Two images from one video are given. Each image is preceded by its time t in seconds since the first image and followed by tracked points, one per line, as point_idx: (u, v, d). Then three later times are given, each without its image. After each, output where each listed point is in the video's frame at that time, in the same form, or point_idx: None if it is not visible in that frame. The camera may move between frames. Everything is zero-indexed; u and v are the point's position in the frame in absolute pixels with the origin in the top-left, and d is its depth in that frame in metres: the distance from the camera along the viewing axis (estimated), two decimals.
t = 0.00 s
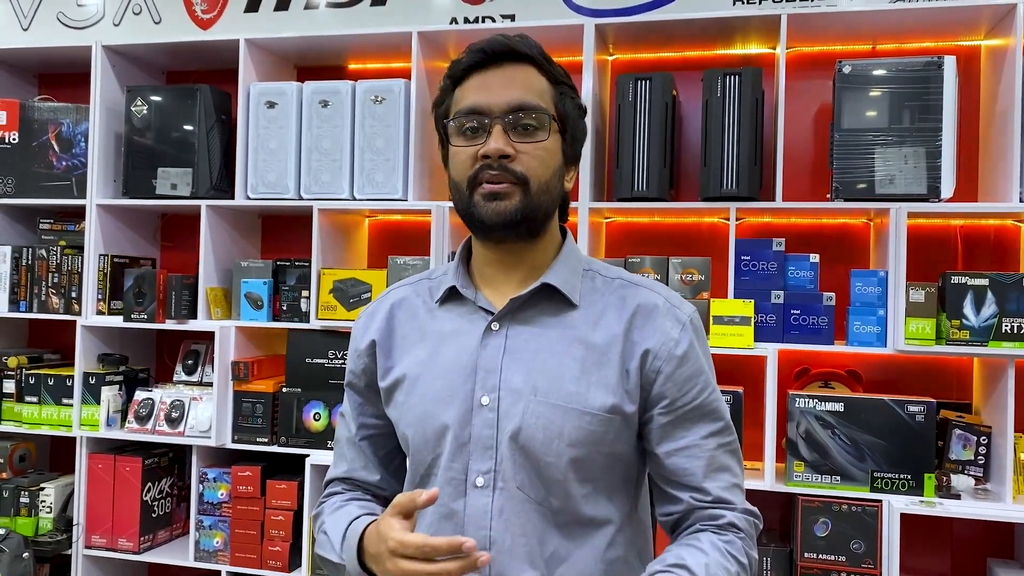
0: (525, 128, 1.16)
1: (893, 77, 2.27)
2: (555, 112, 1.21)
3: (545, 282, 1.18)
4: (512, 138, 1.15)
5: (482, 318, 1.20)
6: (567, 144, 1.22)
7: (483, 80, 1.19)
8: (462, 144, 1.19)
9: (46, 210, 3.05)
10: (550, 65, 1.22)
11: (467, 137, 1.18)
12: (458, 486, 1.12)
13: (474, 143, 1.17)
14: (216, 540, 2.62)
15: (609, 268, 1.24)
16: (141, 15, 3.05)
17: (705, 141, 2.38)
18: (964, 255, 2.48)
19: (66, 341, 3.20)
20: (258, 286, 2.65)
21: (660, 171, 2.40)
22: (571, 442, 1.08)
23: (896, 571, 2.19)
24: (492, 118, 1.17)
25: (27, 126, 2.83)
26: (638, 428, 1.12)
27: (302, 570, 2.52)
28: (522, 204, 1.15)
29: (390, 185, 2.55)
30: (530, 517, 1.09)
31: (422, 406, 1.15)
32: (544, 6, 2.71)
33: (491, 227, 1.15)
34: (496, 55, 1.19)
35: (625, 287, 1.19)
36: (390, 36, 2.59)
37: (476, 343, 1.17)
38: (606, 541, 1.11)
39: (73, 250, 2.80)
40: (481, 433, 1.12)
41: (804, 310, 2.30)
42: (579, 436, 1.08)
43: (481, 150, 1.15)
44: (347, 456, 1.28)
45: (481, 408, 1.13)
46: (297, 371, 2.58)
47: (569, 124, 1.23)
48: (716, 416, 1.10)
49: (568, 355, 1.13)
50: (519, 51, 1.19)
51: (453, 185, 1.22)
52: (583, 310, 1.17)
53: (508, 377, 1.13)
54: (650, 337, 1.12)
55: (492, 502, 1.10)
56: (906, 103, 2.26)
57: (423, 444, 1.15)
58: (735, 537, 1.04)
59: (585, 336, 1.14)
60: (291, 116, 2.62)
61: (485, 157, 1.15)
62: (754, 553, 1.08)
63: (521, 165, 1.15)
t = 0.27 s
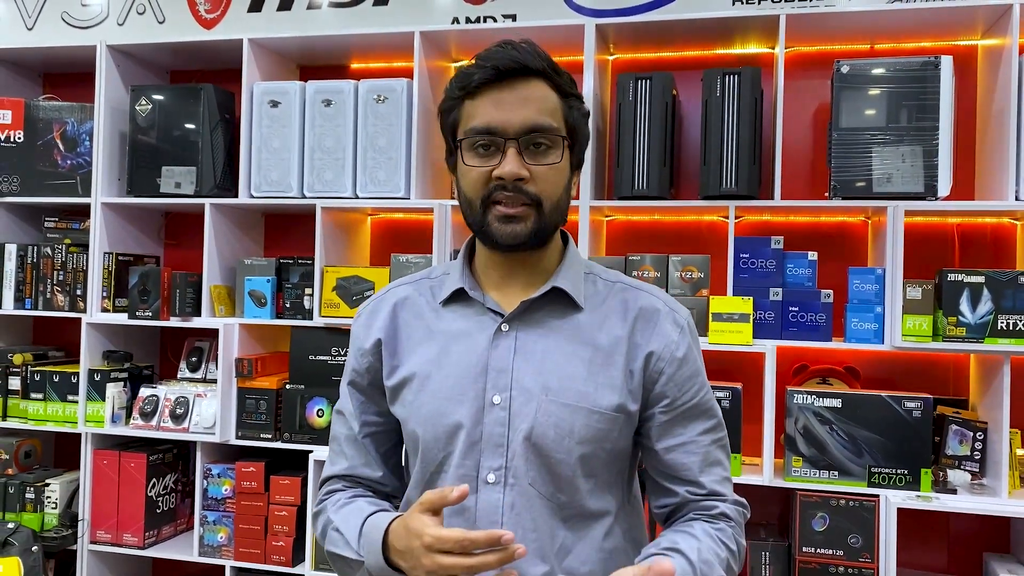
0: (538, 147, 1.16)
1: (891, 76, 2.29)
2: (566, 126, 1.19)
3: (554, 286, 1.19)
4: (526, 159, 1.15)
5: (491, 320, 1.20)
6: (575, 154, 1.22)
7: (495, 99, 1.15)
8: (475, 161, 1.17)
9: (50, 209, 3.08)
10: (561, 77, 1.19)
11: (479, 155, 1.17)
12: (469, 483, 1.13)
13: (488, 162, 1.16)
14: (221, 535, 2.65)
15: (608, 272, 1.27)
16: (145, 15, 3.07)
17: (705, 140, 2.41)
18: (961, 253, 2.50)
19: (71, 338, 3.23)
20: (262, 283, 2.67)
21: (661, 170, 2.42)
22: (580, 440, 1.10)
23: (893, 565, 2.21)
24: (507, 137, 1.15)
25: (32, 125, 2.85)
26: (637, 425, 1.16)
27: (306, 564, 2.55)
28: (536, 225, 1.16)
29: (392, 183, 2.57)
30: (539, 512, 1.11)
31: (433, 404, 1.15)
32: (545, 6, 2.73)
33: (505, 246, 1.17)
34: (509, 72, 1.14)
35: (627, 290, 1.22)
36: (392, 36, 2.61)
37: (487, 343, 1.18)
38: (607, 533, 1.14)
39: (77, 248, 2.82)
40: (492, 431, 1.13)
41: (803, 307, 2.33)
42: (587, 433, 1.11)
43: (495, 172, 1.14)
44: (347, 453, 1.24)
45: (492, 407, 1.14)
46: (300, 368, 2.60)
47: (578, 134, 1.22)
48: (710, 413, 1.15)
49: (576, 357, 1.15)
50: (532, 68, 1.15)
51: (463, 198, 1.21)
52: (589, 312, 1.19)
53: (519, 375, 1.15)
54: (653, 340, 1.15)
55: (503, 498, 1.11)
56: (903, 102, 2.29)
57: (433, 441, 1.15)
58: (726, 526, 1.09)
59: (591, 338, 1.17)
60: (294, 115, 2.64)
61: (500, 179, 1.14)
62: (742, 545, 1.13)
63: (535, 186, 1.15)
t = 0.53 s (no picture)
0: (552, 140, 1.18)
1: (888, 74, 2.31)
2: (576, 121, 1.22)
3: (556, 278, 1.22)
4: (541, 150, 1.17)
5: (493, 311, 1.22)
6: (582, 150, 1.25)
7: (512, 89, 1.17)
8: (489, 149, 1.18)
9: (52, 206, 3.09)
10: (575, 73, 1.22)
11: (493, 144, 1.18)
12: (473, 472, 1.15)
13: (503, 151, 1.17)
14: (222, 530, 2.67)
15: (600, 265, 1.30)
16: (145, 13, 3.08)
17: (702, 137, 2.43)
18: (956, 249, 2.53)
19: (72, 335, 3.24)
20: (263, 280, 2.69)
21: (659, 167, 2.44)
22: (583, 428, 1.14)
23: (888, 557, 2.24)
24: (523, 127, 1.16)
25: (34, 123, 2.87)
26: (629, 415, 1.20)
27: (308, 558, 2.57)
28: (546, 217, 1.18)
29: (393, 181, 2.59)
30: (543, 499, 1.14)
31: (437, 394, 1.16)
32: (544, 5, 2.75)
33: (514, 236, 1.18)
34: (527, 64, 1.16)
35: (623, 283, 1.26)
36: (392, 34, 2.63)
37: (490, 334, 1.20)
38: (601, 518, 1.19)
39: (79, 245, 2.84)
40: (497, 420, 1.15)
41: (799, 303, 2.34)
42: (590, 422, 1.14)
43: (510, 161, 1.15)
44: (340, 442, 1.21)
45: (497, 396, 1.16)
46: (301, 364, 2.62)
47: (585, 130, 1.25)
48: (697, 404, 1.20)
49: (577, 347, 1.18)
50: (549, 62, 1.17)
51: (472, 186, 1.21)
52: (588, 303, 1.22)
53: (524, 366, 1.17)
54: (648, 331, 1.20)
55: (508, 486, 1.14)
56: (899, 101, 2.31)
57: (436, 429, 1.16)
58: (702, 514, 1.15)
59: (591, 328, 1.20)
60: (294, 114, 2.65)
61: (515, 169, 1.15)
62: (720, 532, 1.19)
63: (548, 178, 1.17)
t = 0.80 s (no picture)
0: (556, 141, 1.18)
1: (885, 71, 2.32)
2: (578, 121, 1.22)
3: (558, 275, 1.22)
4: (546, 152, 1.17)
5: (496, 308, 1.21)
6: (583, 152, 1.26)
7: (519, 87, 1.16)
8: (493, 148, 1.18)
9: (51, 203, 3.10)
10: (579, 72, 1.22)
11: (498, 142, 1.17)
12: (480, 470, 1.15)
13: (508, 151, 1.17)
14: (222, 527, 2.68)
15: (595, 261, 1.31)
16: (144, 11, 3.08)
17: (700, 135, 2.44)
18: (954, 246, 2.54)
19: (70, 332, 3.25)
20: (262, 278, 2.70)
21: (657, 164, 2.45)
22: (588, 425, 1.16)
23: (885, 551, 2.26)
24: (528, 128, 1.17)
25: (33, 121, 2.87)
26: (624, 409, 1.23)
27: (308, 554, 2.58)
28: (547, 219, 1.18)
29: (391, 178, 2.60)
30: (549, 497, 1.15)
31: (441, 392, 1.15)
32: (543, 3, 2.75)
33: (514, 237, 1.18)
34: (535, 63, 1.16)
35: (620, 279, 1.28)
36: (391, 31, 2.63)
37: (494, 330, 1.19)
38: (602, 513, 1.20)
39: (78, 243, 2.84)
40: (503, 418, 1.15)
41: (796, 299, 2.36)
42: (596, 418, 1.16)
43: (516, 161, 1.16)
44: (331, 443, 1.20)
45: (502, 393, 1.16)
46: (301, 361, 2.63)
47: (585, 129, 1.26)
48: (687, 400, 1.23)
49: (579, 343, 1.19)
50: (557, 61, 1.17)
51: (473, 184, 1.21)
52: (588, 299, 1.23)
53: (529, 363, 1.17)
54: (646, 326, 1.22)
55: (515, 483, 1.14)
56: (896, 98, 2.32)
57: (442, 427, 1.15)
58: (689, 508, 1.20)
59: (593, 323, 1.21)
60: (293, 111, 2.66)
61: (520, 170, 1.16)
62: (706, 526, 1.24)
63: (551, 179, 1.17)
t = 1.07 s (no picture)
0: (538, 155, 1.16)
1: (884, 69, 2.31)
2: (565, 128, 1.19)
3: (558, 275, 1.21)
4: (527, 169, 1.15)
5: (494, 309, 1.21)
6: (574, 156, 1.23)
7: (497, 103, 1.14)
8: (475, 166, 1.17)
9: (48, 202, 3.09)
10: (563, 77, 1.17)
11: (479, 159, 1.16)
12: (478, 472, 1.14)
13: (489, 169, 1.16)
14: (220, 526, 2.67)
15: (596, 262, 1.30)
16: (140, 9, 3.07)
17: (699, 132, 2.43)
18: (952, 245, 2.53)
19: (67, 332, 3.24)
20: (259, 276, 2.68)
21: (655, 162, 2.44)
22: (588, 426, 1.14)
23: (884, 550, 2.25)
24: (508, 145, 1.15)
25: (29, 119, 2.86)
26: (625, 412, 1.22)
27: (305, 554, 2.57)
28: (533, 234, 1.18)
29: (389, 177, 2.59)
30: (548, 499, 1.14)
31: (439, 393, 1.15)
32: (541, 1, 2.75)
33: (501, 251, 1.20)
34: (511, 77, 1.12)
35: (620, 280, 1.27)
36: (389, 29, 2.62)
37: (492, 331, 1.19)
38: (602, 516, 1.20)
39: (75, 242, 2.84)
40: (501, 420, 1.14)
41: (795, 297, 2.35)
42: (596, 419, 1.15)
43: (495, 180, 1.15)
44: (331, 446, 1.18)
45: (500, 394, 1.15)
46: (298, 360, 2.62)
47: (575, 133, 1.22)
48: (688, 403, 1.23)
49: (579, 344, 1.18)
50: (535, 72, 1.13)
51: (460, 198, 1.21)
52: (587, 300, 1.22)
53: (527, 363, 1.16)
54: (647, 327, 1.21)
55: (513, 485, 1.14)
56: (895, 96, 2.31)
57: (439, 429, 1.14)
58: (691, 510, 1.19)
59: (593, 324, 1.19)
60: (291, 109, 2.65)
61: (501, 189, 1.15)
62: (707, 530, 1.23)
63: (534, 195, 1.16)
